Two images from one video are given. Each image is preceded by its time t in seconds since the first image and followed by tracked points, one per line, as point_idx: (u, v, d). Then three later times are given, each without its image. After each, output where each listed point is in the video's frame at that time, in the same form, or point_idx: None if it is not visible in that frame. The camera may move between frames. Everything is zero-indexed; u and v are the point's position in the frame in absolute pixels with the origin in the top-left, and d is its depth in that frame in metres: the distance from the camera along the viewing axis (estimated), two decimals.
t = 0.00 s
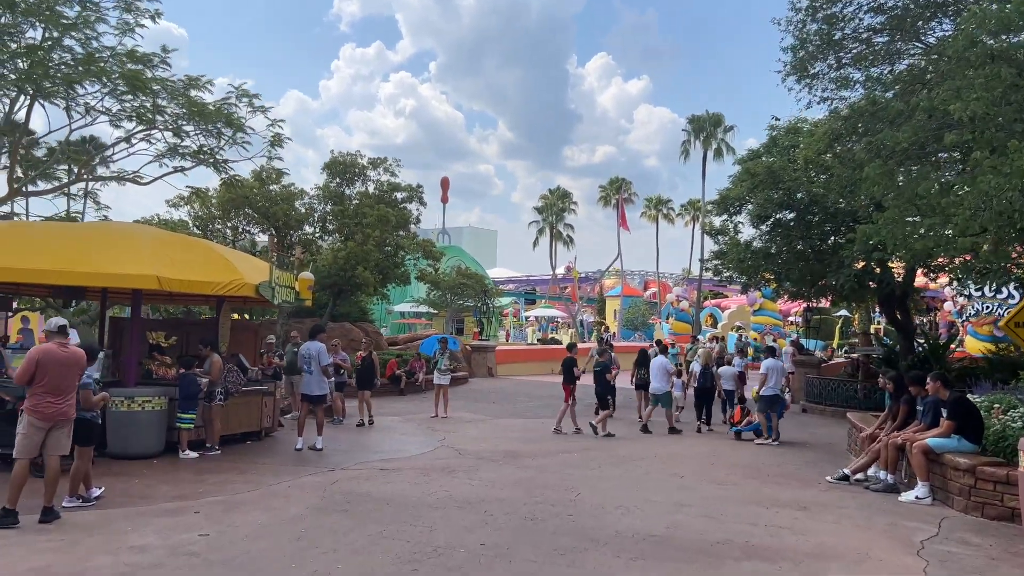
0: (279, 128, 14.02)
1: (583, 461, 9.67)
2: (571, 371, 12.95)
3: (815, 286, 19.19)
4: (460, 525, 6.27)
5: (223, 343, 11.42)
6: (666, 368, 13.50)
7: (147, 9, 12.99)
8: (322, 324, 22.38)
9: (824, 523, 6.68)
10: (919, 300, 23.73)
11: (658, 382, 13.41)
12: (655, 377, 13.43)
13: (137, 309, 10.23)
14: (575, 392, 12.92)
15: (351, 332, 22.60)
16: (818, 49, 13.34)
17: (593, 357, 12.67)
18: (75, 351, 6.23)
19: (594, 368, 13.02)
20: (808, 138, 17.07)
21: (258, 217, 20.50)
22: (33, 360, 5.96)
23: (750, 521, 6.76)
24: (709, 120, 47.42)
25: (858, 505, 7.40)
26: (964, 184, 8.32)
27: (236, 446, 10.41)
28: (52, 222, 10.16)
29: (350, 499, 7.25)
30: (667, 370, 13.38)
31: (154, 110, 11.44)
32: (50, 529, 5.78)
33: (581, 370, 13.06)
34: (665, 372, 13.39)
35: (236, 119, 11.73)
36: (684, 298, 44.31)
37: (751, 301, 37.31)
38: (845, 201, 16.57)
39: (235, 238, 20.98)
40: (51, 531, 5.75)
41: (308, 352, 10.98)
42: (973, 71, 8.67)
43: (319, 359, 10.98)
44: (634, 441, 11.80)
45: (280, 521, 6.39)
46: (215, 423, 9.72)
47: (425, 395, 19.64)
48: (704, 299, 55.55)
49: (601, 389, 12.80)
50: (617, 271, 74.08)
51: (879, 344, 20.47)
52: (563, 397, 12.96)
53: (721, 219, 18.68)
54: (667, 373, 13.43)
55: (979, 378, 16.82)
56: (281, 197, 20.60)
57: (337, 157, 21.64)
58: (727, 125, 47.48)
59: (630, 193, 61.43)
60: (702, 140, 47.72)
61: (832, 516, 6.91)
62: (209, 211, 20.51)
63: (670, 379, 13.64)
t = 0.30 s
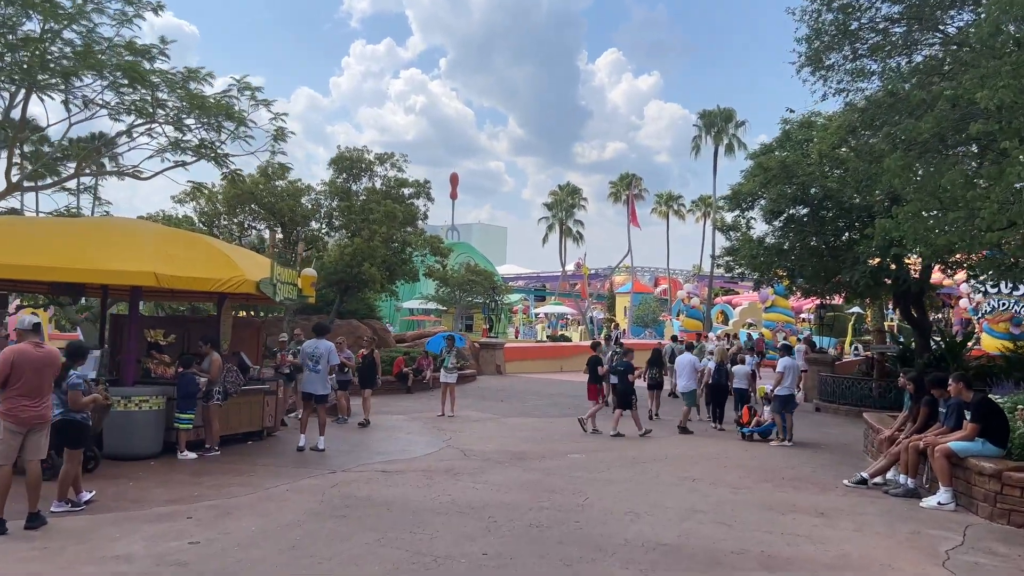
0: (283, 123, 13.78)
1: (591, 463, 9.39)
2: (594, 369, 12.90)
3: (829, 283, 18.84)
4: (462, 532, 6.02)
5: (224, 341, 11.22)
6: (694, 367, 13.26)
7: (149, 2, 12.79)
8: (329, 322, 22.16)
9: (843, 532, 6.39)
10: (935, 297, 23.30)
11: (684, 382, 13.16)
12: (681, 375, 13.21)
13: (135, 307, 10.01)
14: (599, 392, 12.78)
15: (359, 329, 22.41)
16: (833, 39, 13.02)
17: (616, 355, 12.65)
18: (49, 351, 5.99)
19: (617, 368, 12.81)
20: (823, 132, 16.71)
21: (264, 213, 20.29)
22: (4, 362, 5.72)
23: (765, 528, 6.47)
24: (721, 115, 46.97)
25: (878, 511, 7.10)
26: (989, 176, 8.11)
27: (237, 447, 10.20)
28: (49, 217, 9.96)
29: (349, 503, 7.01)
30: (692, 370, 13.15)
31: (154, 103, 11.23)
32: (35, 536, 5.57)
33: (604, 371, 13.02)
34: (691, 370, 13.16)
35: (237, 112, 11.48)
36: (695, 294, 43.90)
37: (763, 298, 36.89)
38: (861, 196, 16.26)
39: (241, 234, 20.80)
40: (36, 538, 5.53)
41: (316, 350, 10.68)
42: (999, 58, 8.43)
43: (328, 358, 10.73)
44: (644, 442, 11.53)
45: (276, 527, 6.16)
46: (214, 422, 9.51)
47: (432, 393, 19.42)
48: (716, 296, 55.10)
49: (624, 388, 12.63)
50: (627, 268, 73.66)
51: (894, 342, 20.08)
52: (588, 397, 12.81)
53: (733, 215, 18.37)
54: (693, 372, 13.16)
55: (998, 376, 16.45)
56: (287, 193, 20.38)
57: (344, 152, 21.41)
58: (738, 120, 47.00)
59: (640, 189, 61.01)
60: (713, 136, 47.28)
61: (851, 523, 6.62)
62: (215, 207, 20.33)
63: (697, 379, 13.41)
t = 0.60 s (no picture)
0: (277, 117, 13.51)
1: (592, 464, 9.14)
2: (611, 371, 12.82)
3: (833, 281, 18.58)
4: (457, 537, 5.77)
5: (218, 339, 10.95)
6: (710, 366, 13.00)
7: None
8: (327, 320, 21.90)
9: (853, 537, 6.14)
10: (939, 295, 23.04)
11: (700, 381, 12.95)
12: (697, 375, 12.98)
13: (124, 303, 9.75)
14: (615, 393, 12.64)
15: (356, 327, 22.16)
16: (839, 32, 12.76)
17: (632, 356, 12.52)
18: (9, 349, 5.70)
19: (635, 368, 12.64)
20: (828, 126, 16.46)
21: (260, 209, 20.02)
22: None
23: (772, 533, 6.22)
24: (722, 113, 46.71)
25: (888, 515, 6.86)
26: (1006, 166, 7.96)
27: (229, 447, 9.95)
28: (36, 211, 9.69)
29: (340, 506, 6.76)
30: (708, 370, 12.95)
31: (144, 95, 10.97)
32: (9, 542, 5.32)
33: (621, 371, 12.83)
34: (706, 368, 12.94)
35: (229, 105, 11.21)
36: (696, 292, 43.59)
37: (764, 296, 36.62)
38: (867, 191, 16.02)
39: (237, 231, 20.55)
40: (10, 544, 5.28)
41: (311, 349, 10.42)
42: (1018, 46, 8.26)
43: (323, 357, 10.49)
44: (646, 442, 11.27)
45: (262, 532, 5.91)
46: (204, 422, 9.30)
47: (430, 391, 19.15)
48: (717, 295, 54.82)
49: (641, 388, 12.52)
50: (628, 267, 73.36)
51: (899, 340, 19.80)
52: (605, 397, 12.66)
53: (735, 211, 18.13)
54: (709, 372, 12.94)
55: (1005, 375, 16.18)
56: (284, 189, 20.14)
57: (341, 148, 21.15)
58: (739, 118, 46.74)
59: (640, 187, 60.74)
60: (714, 133, 47.03)
61: (861, 528, 6.37)
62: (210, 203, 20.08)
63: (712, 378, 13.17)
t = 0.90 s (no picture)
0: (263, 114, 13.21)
1: (585, 471, 8.89)
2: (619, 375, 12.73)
3: (828, 283, 18.39)
4: (444, 551, 5.51)
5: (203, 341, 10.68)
6: (717, 369, 12.76)
7: None
8: (316, 322, 21.61)
9: (857, 549, 5.91)
10: (935, 297, 22.88)
11: (709, 385, 12.80)
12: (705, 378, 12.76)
13: (103, 306, 9.45)
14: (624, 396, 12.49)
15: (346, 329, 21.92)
16: (835, 30, 12.57)
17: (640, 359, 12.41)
18: None
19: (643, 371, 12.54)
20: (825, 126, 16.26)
21: (248, 210, 19.72)
22: None
23: (773, 545, 5.98)
24: (715, 113, 46.54)
25: (891, 525, 6.62)
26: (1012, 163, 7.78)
27: (211, 454, 9.66)
28: (13, 210, 9.38)
29: (324, 518, 6.49)
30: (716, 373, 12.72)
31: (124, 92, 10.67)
32: None
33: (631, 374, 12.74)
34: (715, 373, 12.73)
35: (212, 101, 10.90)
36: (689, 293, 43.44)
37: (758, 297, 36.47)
38: (863, 191, 15.84)
39: (225, 232, 20.24)
40: None
41: (290, 352, 10.18)
42: None
43: (300, 360, 10.24)
44: (641, 447, 11.03)
45: (241, 546, 5.63)
46: (187, 427, 8.99)
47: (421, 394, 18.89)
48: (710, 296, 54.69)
49: (648, 391, 12.38)
50: (621, 268, 73.19)
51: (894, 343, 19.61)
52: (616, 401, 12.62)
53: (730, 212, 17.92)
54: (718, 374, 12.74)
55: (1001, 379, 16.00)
56: (272, 188, 19.84)
57: (331, 148, 20.86)
58: (733, 119, 46.61)
59: (633, 188, 60.58)
60: (708, 134, 46.87)
61: (865, 540, 6.13)
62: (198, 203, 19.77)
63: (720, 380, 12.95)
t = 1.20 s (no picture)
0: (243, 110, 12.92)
1: (571, 476, 8.65)
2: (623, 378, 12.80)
3: (816, 285, 18.25)
4: (422, 560, 5.27)
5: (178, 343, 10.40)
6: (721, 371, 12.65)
7: None
8: (300, 324, 21.29)
9: (850, 556, 5.71)
10: (923, 299, 22.82)
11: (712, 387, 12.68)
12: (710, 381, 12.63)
13: (73, 305, 9.16)
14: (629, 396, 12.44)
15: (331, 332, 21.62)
16: (826, 27, 12.42)
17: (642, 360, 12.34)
18: None
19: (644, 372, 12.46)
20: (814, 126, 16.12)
21: (231, 210, 19.40)
22: None
23: (764, 552, 5.78)
24: (703, 116, 46.52)
25: (885, 530, 6.43)
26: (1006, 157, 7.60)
27: (186, 458, 9.38)
28: None
29: (298, 525, 6.24)
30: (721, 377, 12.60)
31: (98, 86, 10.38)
32: None
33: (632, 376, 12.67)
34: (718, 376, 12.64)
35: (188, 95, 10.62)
36: (677, 296, 43.33)
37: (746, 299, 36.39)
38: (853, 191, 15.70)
39: (207, 232, 19.91)
40: None
41: (262, 352, 9.92)
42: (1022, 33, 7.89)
43: (275, 359, 9.96)
44: (628, 450, 10.82)
45: (209, 556, 5.38)
46: (161, 430, 8.69)
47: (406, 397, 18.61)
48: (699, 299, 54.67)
49: (649, 393, 12.32)
50: (609, 270, 73.11)
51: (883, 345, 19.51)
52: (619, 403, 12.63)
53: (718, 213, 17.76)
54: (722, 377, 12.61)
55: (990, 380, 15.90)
56: (256, 188, 19.53)
57: (315, 147, 20.57)
58: (721, 121, 46.57)
59: (622, 190, 60.49)
60: (696, 136, 46.83)
61: (858, 547, 5.94)
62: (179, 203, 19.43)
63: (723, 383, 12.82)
